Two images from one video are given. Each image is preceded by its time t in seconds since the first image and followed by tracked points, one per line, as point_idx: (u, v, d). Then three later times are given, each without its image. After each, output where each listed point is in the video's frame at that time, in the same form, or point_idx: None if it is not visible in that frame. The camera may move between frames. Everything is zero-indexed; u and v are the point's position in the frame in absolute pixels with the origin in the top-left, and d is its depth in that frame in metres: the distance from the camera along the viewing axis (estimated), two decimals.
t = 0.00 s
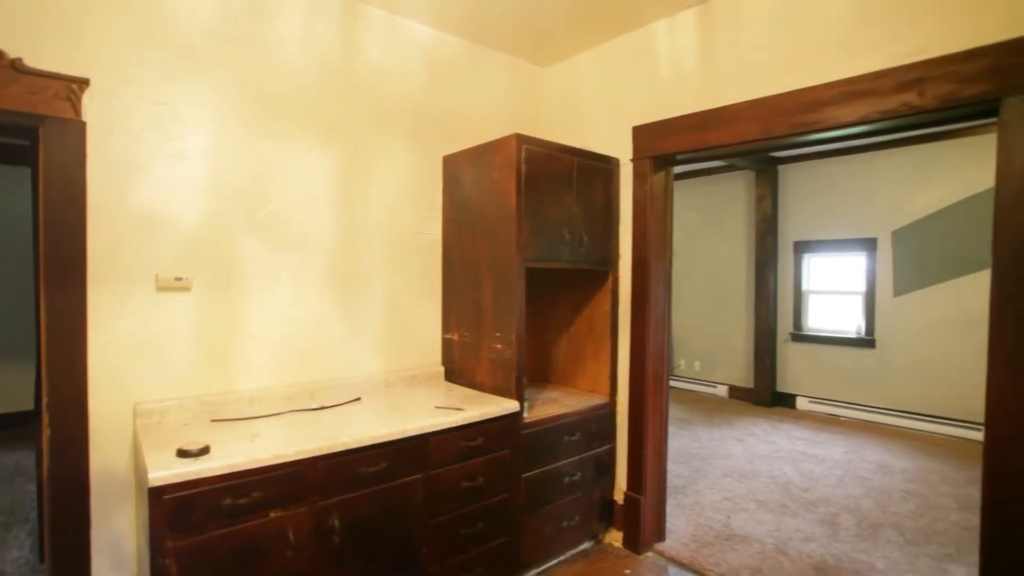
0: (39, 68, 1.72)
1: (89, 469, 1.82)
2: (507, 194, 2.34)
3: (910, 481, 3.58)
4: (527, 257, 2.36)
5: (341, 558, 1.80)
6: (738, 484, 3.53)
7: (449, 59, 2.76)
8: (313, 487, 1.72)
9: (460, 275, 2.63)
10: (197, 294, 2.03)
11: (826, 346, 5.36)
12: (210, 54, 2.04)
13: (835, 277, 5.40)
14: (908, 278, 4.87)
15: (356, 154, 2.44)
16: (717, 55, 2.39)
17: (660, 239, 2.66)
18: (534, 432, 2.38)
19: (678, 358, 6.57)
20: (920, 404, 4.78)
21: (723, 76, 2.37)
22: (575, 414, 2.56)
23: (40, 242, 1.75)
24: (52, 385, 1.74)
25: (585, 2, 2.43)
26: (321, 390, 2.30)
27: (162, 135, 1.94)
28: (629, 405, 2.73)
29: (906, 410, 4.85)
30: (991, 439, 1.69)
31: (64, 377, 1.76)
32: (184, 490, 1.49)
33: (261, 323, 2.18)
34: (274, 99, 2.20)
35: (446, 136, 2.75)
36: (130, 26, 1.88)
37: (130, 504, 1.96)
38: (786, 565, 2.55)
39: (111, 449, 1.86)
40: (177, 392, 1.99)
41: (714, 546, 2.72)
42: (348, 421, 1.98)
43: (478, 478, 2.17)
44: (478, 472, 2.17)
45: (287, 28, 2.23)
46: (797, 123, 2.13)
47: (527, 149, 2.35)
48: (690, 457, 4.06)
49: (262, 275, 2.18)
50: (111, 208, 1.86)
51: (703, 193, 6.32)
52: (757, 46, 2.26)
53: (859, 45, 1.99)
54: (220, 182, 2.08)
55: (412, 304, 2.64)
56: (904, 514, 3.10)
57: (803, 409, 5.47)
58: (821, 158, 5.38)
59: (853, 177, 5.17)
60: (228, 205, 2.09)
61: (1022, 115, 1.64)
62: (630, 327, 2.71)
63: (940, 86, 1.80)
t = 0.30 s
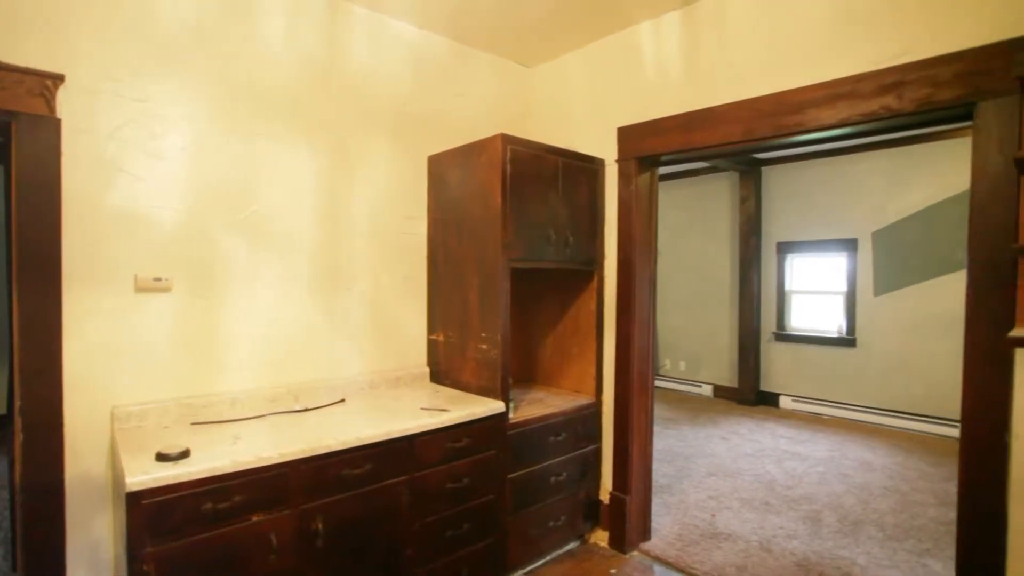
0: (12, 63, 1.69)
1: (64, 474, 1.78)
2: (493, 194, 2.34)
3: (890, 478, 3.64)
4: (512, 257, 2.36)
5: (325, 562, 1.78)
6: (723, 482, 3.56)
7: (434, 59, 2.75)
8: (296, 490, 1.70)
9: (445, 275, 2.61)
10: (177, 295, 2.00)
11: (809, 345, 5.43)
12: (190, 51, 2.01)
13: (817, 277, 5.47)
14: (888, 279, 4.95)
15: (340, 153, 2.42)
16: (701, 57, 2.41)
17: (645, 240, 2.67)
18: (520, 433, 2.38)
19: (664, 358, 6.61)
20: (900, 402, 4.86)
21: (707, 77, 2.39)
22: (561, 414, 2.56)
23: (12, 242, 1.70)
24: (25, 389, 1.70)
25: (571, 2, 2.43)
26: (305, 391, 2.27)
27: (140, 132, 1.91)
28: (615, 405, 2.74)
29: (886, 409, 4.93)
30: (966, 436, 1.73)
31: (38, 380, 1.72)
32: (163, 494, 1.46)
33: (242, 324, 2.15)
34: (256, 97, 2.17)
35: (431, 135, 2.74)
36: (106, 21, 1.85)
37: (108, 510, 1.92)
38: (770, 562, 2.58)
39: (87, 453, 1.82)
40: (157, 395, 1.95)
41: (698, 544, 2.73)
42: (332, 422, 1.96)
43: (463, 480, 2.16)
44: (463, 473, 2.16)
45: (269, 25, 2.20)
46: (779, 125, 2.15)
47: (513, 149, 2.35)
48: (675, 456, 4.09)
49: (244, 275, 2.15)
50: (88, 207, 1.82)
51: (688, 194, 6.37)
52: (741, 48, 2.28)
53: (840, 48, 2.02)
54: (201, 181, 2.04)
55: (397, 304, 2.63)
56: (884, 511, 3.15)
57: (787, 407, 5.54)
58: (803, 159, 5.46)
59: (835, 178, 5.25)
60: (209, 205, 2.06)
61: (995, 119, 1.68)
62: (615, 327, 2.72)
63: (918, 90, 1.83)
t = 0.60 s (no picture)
0: None
1: (39, 480, 1.74)
2: (479, 195, 2.33)
3: (872, 476, 3.69)
4: (499, 258, 2.35)
5: (309, 566, 1.75)
6: (708, 482, 3.59)
7: (421, 59, 2.74)
8: (279, 494, 1.68)
9: (432, 276, 2.60)
10: (157, 295, 1.96)
11: (792, 346, 5.49)
12: (171, 48, 1.98)
13: (800, 278, 5.54)
14: (869, 280, 5.02)
15: (325, 153, 2.40)
16: (686, 59, 2.43)
17: (631, 241, 2.68)
18: (507, 434, 2.38)
19: (650, 358, 6.66)
20: (881, 401, 4.94)
21: (692, 80, 2.41)
22: (547, 414, 2.56)
23: None
24: None
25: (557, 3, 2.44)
26: (289, 393, 2.25)
27: (119, 130, 1.87)
28: (601, 405, 2.74)
29: (868, 408, 5.00)
30: (944, 435, 1.76)
31: (12, 383, 1.67)
32: (143, 499, 1.43)
33: (225, 326, 2.12)
34: (239, 95, 2.15)
35: (417, 135, 2.72)
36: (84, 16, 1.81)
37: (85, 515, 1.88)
38: (754, 561, 2.60)
39: (63, 456, 1.78)
40: (136, 397, 1.92)
41: (684, 544, 2.75)
42: (317, 425, 1.94)
43: (449, 481, 2.15)
44: (450, 474, 2.15)
45: (253, 23, 2.18)
46: (763, 128, 2.18)
47: (499, 149, 2.34)
48: (661, 456, 4.11)
49: (226, 275, 2.12)
50: (64, 205, 1.78)
51: (673, 196, 6.42)
52: (725, 51, 2.31)
53: (822, 52, 2.04)
54: (182, 180, 2.01)
55: (383, 305, 2.61)
56: (866, 509, 3.19)
57: (770, 407, 5.60)
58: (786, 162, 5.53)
59: (817, 181, 5.32)
60: (190, 204, 2.03)
61: (971, 124, 1.72)
62: (601, 328, 2.73)
63: (898, 95, 1.86)
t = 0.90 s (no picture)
0: None
1: (15, 487, 1.70)
2: (467, 196, 2.33)
3: (855, 475, 3.73)
4: (486, 260, 2.35)
5: (294, 571, 1.73)
6: (694, 482, 3.61)
7: (408, 60, 2.73)
8: (263, 498, 1.66)
9: (419, 277, 2.59)
10: (139, 297, 1.93)
11: (777, 347, 5.55)
12: (154, 45, 1.95)
13: (785, 280, 5.60)
14: (852, 282, 5.09)
15: (311, 153, 2.38)
16: (673, 63, 2.45)
17: (618, 243, 2.69)
18: (494, 436, 2.37)
19: (637, 360, 6.69)
20: (863, 401, 5.00)
21: (679, 83, 2.43)
22: (535, 416, 2.56)
23: None
24: None
25: (545, 5, 2.44)
26: (273, 396, 2.22)
27: (100, 128, 1.84)
28: (588, 407, 2.75)
29: (851, 408, 5.07)
30: (925, 434, 1.78)
31: None
32: (123, 505, 1.40)
33: (209, 328, 2.09)
34: (223, 94, 2.12)
35: (404, 136, 2.71)
36: (63, 12, 1.78)
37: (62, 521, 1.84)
38: (740, 561, 2.62)
39: (40, 462, 1.74)
40: (117, 401, 1.88)
41: (671, 544, 2.76)
42: (302, 428, 1.92)
43: (437, 484, 2.13)
44: (437, 477, 2.13)
45: (238, 21, 2.16)
46: (748, 131, 2.20)
47: (487, 151, 2.34)
48: (648, 457, 4.13)
49: (210, 277, 2.09)
50: (42, 205, 1.74)
51: (660, 198, 6.46)
52: (711, 55, 2.33)
53: (806, 57, 2.07)
54: (165, 179, 1.98)
55: (369, 307, 2.59)
56: (849, 508, 3.23)
57: (756, 408, 5.65)
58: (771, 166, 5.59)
59: (801, 184, 5.39)
60: (173, 204, 2.00)
61: (949, 129, 1.75)
62: (589, 330, 2.73)
63: (880, 100, 1.89)
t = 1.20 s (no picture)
0: None
1: None
2: (455, 198, 2.32)
3: (839, 474, 3.77)
4: (474, 261, 2.34)
5: None
6: (682, 483, 3.63)
7: (395, 61, 2.72)
8: (249, 503, 1.63)
9: (407, 279, 2.58)
10: (121, 298, 1.90)
11: (763, 348, 5.60)
12: (136, 43, 1.92)
13: (770, 281, 5.65)
14: (836, 283, 5.16)
15: (297, 154, 2.36)
16: (661, 66, 2.46)
17: (606, 245, 2.70)
18: (483, 438, 2.36)
19: (625, 362, 6.71)
20: (848, 401, 5.06)
21: (666, 86, 2.44)
22: (524, 418, 2.56)
23: None
24: None
25: (534, 7, 2.44)
26: (259, 399, 2.19)
27: (80, 127, 1.81)
28: (577, 408, 2.75)
29: (836, 408, 5.12)
30: (910, 433, 1.80)
31: None
32: (103, 512, 1.37)
33: (193, 330, 2.06)
34: (208, 94, 2.09)
35: (391, 137, 2.70)
36: (42, 8, 1.74)
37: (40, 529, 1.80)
38: (728, 561, 2.63)
39: (17, 468, 1.69)
40: (97, 405, 1.84)
41: (660, 545, 2.77)
42: (288, 431, 1.90)
43: (425, 487, 2.12)
44: (425, 480, 2.12)
45: (223, 20, 2.13)
46: (735, 134, 2.22)
47: (475, 152, 2.33)
48: (636, 458, 4.14)
49: (194, 278, 2.06)
50: (20, 204, 1.71)
51: (648, 200, 6.49)
52: (698, 58, 2.35)
53: (792, 60, 2.09)
54: (147, 179, 1.95)
55: (357, 309, 2.57)
56: (835, 506, 3.26)
57: (742, 409, 5.69)
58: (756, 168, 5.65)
59: (787, 187, 5.45)
60: (156, 204, 1.97)
61: (932, 131, 1.78)
62: (577, 331, 2.74)
63: (864, 103, 1.91)
